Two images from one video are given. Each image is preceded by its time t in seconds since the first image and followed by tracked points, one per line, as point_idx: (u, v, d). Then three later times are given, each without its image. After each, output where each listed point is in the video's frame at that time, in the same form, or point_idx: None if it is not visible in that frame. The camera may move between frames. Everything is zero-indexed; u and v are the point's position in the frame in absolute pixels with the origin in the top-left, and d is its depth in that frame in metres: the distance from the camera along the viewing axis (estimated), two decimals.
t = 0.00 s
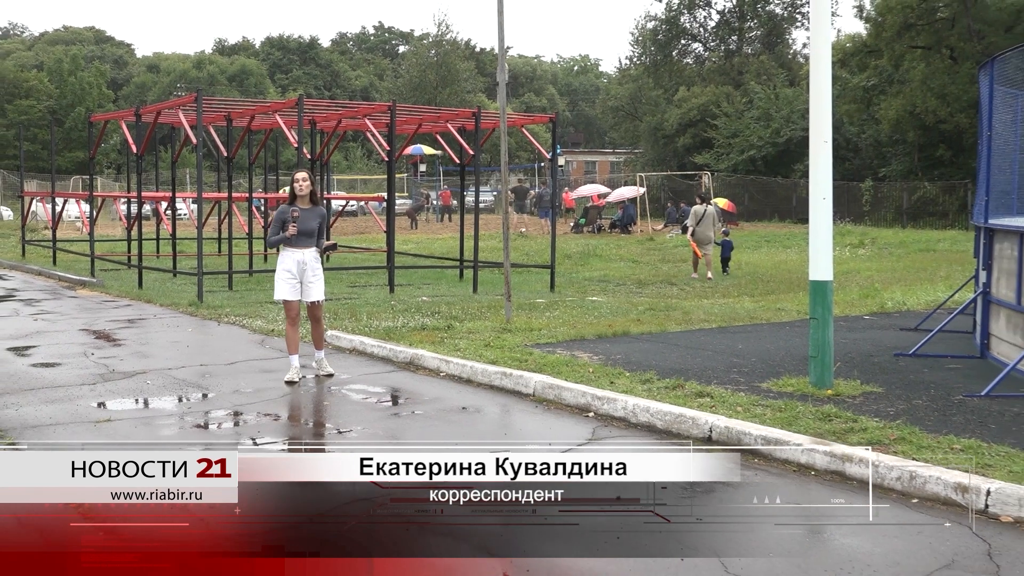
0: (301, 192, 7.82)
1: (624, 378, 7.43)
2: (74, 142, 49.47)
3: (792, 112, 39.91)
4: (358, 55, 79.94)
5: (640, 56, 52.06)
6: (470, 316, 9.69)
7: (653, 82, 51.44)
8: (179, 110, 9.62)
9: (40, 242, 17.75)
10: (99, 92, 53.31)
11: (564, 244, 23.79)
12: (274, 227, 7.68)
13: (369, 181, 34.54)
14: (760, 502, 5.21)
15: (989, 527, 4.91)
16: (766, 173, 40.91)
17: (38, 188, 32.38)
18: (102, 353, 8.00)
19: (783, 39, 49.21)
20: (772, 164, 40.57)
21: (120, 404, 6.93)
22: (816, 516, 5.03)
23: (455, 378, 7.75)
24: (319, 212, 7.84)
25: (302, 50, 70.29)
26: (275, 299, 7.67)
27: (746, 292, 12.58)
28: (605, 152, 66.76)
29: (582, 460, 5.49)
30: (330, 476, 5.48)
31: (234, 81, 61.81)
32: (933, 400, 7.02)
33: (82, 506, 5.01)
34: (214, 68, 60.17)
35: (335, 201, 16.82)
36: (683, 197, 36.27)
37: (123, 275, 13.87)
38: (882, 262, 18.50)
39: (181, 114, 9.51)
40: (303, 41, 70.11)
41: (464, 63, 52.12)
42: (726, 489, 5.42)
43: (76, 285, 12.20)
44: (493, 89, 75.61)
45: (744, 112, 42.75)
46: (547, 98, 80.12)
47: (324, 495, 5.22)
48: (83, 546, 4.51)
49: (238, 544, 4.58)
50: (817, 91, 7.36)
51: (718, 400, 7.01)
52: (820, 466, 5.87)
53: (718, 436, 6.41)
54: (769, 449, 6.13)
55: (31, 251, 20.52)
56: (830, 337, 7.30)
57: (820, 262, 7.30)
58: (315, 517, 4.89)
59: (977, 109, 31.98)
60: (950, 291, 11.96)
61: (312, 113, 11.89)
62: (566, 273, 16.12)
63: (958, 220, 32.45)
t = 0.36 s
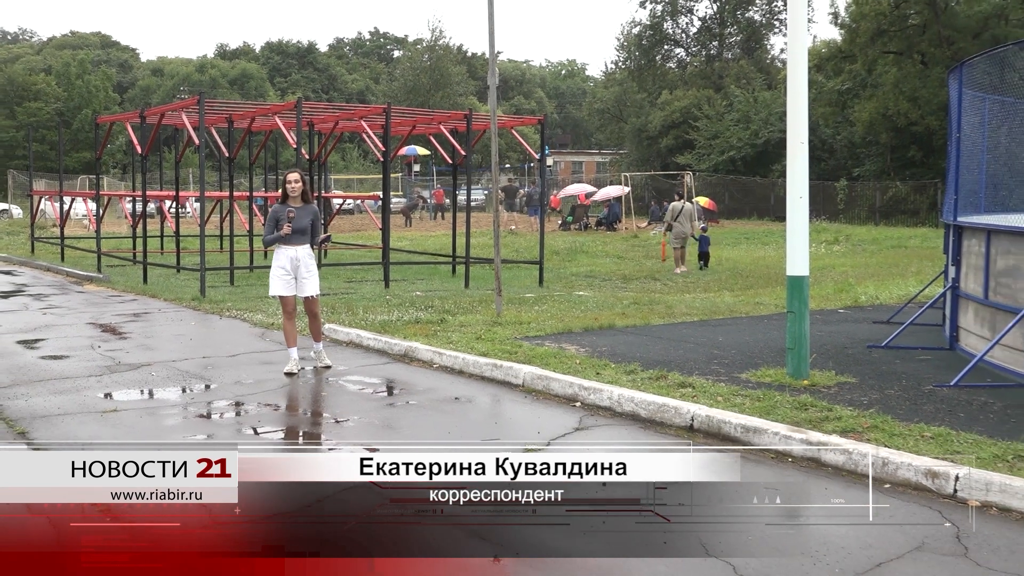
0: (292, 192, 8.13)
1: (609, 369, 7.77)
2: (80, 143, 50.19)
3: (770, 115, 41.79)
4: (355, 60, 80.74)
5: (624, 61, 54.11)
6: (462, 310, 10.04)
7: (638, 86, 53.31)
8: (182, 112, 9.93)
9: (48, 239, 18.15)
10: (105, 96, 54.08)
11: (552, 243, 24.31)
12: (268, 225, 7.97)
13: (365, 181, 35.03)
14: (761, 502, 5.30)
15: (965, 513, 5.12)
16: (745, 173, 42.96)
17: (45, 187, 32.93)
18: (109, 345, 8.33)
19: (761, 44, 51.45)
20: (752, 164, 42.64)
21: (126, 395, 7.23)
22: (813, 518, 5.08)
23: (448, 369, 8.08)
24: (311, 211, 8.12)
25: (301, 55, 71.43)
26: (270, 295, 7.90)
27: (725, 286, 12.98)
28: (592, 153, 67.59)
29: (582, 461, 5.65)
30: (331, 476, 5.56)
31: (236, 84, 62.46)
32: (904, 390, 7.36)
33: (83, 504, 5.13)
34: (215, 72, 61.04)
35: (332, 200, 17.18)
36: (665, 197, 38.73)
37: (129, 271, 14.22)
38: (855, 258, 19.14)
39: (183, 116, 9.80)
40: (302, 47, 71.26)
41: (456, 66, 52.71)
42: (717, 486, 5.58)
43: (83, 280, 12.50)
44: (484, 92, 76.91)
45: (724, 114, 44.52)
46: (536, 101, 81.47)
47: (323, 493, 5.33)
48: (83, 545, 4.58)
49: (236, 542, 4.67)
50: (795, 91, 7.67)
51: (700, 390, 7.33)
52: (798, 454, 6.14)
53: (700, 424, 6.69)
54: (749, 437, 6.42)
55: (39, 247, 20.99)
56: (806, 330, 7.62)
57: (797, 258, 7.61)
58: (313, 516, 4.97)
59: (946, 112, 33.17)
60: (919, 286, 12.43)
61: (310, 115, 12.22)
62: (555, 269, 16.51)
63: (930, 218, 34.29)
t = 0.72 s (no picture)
0: (287, 192, 8.37)
1: (596, 361, 8.12)
2: (88, 145, 51.12)
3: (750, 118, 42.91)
4: (352, 65, 81.64)
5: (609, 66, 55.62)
6: (455, 305, 10.42)
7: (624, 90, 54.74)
8: (186, 115, 10.27)
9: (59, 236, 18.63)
10: (113, 100, 55.09)
11: (541, 241, 24.93)
12: (266, 225, 8.24)
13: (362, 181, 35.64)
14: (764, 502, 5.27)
15: (935, 497, 5.43)
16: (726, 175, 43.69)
17: (54, 187, 33.61)
18: (116, 340, 8.65)
19: (741, 51, 52.59)
20: (731, 165, 43.35)
21: (134, 387, 7.57)
22: (812, 518, 5.05)
23: (442, 361, 8.45)
24: (306, 209, 8.39)
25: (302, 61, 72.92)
26: (270, 292, 8.22)
27: (707, 282, 13.43)
28: (580, 154, 68.67)
29: (583, 460, 5.57)
30: (331, 476, 5.51)
31: (238, 90, 63.76)
32: (877, 380, 7.76)
33: (82, 506, 5.08)
34: (219, 77, 62.21)
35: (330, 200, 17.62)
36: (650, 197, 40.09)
37: (136, 267, 14.62)
38: (829, 255, 19.83)
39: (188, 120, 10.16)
40: (303, 53, 72.72)
41: (450, 71, 53.41)
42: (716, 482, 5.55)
43: (91, 277, 12.86)
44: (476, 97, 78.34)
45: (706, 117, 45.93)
46: (526, 105, 82.93)
47: (323, 495, 5.28)
48: (83, 545, 4.59)
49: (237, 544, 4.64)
50: (772, 94, 8.05)
51: (682, 380, 7.70)
52: (775, 441, 6.48)
53: (682, 414, 7.04)
54: (728, 426, 6.76)
55: (50, 246, 21.53)
56: (784, 323, 7.97)
57: (775, 255, 7.97)
58: (314, 517, 4.93)
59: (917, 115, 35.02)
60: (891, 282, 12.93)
61: (310, 119, 12.59)
62: (544, 266, 16.96)
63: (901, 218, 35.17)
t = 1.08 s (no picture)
0: (286, 192, 8.66)
1: (584, 354, 8.50)
2: (96, 147, 52.17)
3: (730, 122, 45.09)
4: (349, 71, 82.96)
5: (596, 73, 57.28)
6: (449, 301, 10.82)
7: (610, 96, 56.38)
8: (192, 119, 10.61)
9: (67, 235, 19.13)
10: (121, 104, 56.11)
11: (532, 239, 25.64)
12: (268, 227, 8.52)
13: (359, 183, 36.31)
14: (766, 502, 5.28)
15: (902, 482, 5.74)
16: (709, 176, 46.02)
17: (59, 188, 34.27)
18: (124, 334, 9.03)
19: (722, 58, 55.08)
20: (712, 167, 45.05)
21: (141, 378, 7.94)
22: (815, 519, 5.05)
23: (437, 354, 8.83)
24: (305, 209, 8.70)
25: (300, 67, 74.61)
26: (274, 289, 8.52)
27: (689, 279, 13.90)
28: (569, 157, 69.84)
29: (582, 460, 5.58)
30: (332, 476, 5.53)
31: (242, 95, 65.06)
32: (852, 372, 8.15)
33: (82, 506, 5.10)
34: (222, 83, 63.30)
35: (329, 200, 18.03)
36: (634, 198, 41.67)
37: (142, 265, 15.01)
38: (806, 254, 20.52)
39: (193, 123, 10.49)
40: (302, 60, 74.35)
41: (444, 77, 54.26)
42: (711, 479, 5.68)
43: (99, 274, 13.20)
44: (469, 102, 79.76)
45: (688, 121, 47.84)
46: (517, 109, 84.37)
47: (323, 494, 5.29)
48: (84, 546, 4.61)
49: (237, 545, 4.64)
50: (752, 99, 8.44)
51: (666, 372, 8.08)
52: (755, 430, 6.81)
53: (666, 405, 7.39)
54: (709, 416, 7.11)
55: (59, 244, 22.14)
56: (763, 318, 8.33)
57: (755, 253, 8.33)
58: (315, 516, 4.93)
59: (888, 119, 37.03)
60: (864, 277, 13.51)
61: (310, 122, 12.97)
62: (533, 263, 17.47)
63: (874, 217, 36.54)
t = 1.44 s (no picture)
0: (291, 194, 9.04)
1: (573, 349, 8.92)
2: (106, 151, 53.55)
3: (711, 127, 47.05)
4: (346, 79, 84.80)
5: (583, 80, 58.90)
6: (444, 298, 11.26)
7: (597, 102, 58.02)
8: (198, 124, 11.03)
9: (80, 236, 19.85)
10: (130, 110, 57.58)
11: (524, 239, 26.17)
12: (275, 228, 8.88)
13: (358, 185, 37.20)
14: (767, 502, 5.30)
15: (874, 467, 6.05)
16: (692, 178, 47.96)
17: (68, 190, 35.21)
18: (134, 330, 9.44)
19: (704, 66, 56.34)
20: (694, 170, 47.02)
21: (150, 371, 8.37)
22: (817, 519, 5.03)
23: (433, 349, 9.25)
24: (310, 210, 9.06)
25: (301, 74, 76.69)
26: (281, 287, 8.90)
27: (674, 276, 14.40)
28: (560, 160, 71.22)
29: (582, 459, 5.52)
30: (336, 476, 5.44)
31: (245, 101, 66.32)
32: (826, 364, 8.59)
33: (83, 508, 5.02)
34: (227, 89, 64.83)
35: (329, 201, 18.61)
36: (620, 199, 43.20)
37: (150, 263, 15.61)
38: (787, 252, 21.33)
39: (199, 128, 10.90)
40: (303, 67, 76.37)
41: (439, 83, 55.20)
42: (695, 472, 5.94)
43: (110, 271, 13.76)
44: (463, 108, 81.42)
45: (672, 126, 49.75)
46: (509, 115, 86.03)
47: (327, 495, 5.26)
48: (85, 546, 4.57)
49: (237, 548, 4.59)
50: (734, 104, 8.85)
51: (651, 365, 8.49)
52: (734, 420, 7.18)
53: (651, 396, 7.78)
54: (692, 406, 7.49)
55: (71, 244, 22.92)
56: (742, 313, 8.76)
57: (735, 251, 8.76)
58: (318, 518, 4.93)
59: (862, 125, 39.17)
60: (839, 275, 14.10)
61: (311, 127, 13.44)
62: (525, 261, 17.89)
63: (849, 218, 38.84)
